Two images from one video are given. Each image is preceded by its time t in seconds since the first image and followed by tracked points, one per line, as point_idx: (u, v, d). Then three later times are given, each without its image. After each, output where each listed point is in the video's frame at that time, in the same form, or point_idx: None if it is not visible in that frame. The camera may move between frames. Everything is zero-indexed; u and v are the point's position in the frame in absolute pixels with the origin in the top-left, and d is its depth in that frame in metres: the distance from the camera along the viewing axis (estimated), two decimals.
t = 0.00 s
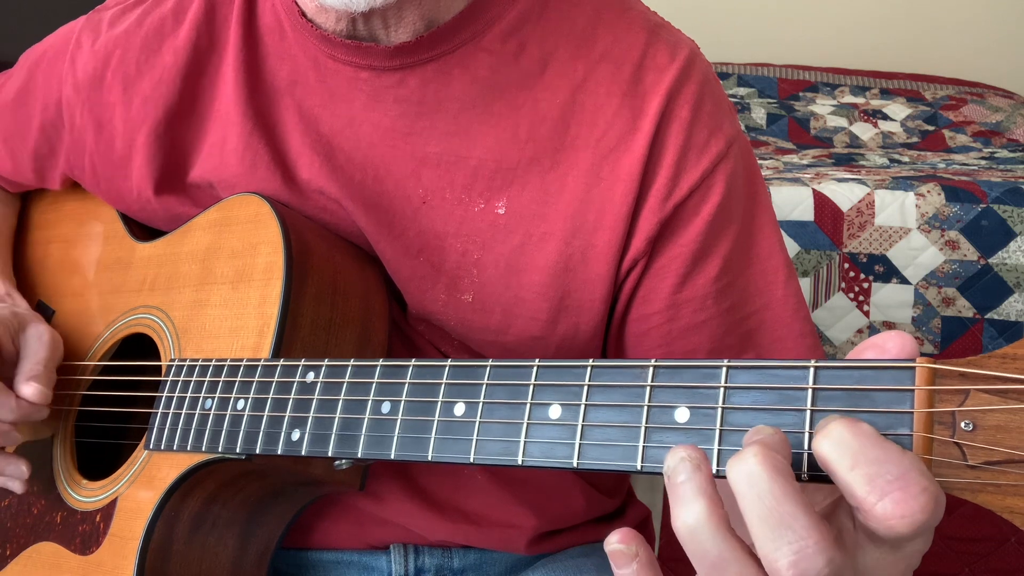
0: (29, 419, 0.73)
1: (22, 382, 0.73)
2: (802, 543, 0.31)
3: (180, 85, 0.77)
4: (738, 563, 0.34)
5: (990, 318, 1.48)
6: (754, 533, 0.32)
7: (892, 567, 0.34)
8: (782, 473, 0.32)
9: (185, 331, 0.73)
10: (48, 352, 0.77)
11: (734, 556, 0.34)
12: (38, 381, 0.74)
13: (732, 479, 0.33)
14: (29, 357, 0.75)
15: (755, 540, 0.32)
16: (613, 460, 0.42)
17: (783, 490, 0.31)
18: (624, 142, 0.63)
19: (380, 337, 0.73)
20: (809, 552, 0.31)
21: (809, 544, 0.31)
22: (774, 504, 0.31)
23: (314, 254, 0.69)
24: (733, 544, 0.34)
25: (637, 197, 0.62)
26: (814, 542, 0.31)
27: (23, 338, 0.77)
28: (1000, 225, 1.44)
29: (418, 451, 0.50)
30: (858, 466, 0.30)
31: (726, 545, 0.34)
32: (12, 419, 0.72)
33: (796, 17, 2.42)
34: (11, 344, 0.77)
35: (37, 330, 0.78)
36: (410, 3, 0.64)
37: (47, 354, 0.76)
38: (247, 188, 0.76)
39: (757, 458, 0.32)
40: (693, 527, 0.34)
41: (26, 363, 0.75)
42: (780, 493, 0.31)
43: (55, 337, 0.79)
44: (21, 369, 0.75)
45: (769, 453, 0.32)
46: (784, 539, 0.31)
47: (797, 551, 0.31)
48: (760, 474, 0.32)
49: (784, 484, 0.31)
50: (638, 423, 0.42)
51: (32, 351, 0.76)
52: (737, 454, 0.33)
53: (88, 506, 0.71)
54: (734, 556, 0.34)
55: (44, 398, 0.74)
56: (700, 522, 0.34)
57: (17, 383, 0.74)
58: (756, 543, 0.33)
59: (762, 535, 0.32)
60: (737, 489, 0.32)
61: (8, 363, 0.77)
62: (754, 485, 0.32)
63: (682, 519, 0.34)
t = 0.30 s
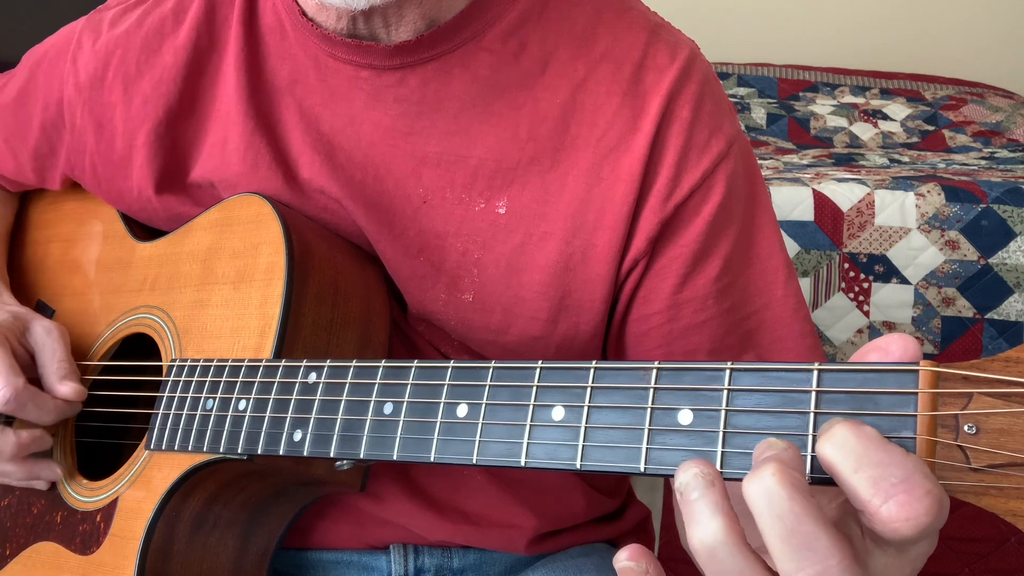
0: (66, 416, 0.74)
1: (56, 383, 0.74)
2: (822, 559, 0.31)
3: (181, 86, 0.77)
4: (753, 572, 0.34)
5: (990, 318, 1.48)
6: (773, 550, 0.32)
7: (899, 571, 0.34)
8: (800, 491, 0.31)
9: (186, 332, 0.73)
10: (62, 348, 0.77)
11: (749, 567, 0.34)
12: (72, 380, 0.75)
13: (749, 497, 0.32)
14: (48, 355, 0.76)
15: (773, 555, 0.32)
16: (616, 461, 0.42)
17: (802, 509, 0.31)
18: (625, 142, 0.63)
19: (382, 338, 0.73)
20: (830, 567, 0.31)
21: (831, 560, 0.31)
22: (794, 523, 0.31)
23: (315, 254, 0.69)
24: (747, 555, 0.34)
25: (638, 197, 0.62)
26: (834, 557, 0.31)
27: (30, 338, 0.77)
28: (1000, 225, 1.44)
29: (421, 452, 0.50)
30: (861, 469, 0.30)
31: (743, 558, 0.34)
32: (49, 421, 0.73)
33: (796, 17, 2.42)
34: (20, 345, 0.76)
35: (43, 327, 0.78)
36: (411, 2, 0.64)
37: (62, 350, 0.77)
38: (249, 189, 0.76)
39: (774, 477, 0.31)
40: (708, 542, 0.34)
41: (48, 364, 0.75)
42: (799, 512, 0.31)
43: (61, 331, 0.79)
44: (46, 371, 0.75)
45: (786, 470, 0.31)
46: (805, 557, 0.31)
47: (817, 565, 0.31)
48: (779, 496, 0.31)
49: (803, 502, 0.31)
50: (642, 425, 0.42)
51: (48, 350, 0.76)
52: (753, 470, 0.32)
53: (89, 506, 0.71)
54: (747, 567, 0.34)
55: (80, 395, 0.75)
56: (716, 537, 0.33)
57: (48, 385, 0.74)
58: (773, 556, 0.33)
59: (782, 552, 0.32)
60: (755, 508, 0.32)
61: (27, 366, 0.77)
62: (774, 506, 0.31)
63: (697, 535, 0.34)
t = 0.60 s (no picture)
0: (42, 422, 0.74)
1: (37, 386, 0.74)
2: (829, 567, 0.31)
3: (181, 85, 0.77)
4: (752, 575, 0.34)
5: (990, 318, 1.48)
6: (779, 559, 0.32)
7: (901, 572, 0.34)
8: (805, 498, 0.31)
9: (186, 332, 0.73)
10: (49, 352, 0.77)
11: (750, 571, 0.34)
12: (52, 384, 0.75)
13: (752, 503, 0.32)
14: (33, 359, 0.76)
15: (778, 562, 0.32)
16: (616, 461, 0.42)
17: (806, 517, 0.31)
18: (625, 141, 0.63)
19: (382, 337, 0.73)
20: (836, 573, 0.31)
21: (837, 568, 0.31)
22: (799, 531, 0.31)
23: (316, 254, 0.69)
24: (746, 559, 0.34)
25: (638, 197, 0.62)
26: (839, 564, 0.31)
27: (21, 338, 0.78)
28: (1000, 225, 1.44)
29: (421, 452, 0.50)
30: (863, 469, 0.30)
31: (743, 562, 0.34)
32: (27, 422, 0.72)
33: (796, 17, 2.42)
34: (8, 345, 0.77)
35: (33, 328, 0.78)
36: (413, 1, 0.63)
37: (50, 353, 0.77)
38: (248, 189, 0.76)
39: (779, 484, 0.31)
40: (708, 548, 0.34)
41: (32, 367, 0.75)
42: (803, 519, 0.31)
43: (53, 334, 0.79)
44: (29, 373, 0.75)
45: (790, 477, 0.31)
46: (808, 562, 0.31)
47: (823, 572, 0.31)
48: (783, 503, 0.31)
49: (807, 509, 0.31)
50: (642, 424, 0.42)
51: (35, 353, 0.76)
52: (757, 476, 0.32)
53: (89, 506, 0.71)
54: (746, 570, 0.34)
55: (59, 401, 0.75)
56: (716, 543, 0.33)
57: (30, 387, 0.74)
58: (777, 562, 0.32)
59: (788, 560, 0.32)
60: (759, 514, 0.31)
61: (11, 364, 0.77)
62: (778, 512, 0.31)
63: (698, 542, 0.34)
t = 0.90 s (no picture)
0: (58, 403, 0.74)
1: (43, 369, 0.73)
2: (823, 537, 0.30)
3: (181, 86, 0.77)
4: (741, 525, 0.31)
5: (990, 318, 1.48)
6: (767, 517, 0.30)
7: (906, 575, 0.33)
8: (799, 468, 0.30)
9: (186, 331, 0.73)
10: (53, 335, 0.76)
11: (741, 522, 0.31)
12: (59, 365, 0.74)
13: (749, 476, 0.31)
14: (37, 344, 0.75)
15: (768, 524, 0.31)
16: (615, 462, 0.42)
17: (799, 480, 0.30)
18: (625, 142, 0.62)
19: (381, 337, 0.73)
20: (826, 543, 0.29)
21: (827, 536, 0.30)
22: (791, 492, 0.30)
23: (315, 254, 0.69)
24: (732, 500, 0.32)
25: (638, 197, 0.62)
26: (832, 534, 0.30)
27: (21, 325, 0.77)
28: (1000, 225, 1.44)
29: (421, 452, 0.50)
30: (863, 471, 0.30)
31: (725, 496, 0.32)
32: (40, 408, 0.72)
33: (796, 17, 2.41)
34: (12, 336, 0.76)
35: (33, 316, 0.77)
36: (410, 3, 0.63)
37: (53, 336, 0.76)
38: (248, 189, 0.76)
39: (773, 452, 0.30)
40: (688, 474, 0.32)
41: (37, 352, 0.74)
42: (797, 484, 0.30)
43: (53, 318, 0.78)
44: (34, 358, 0.75)
45: (785, 446, 0.31)
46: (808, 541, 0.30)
47: (814, 544, 0.30)
48: (777, 469, 0.30)
49: (802, 479, 0.30)
50: (640, 424, 0.42)
51: (37, 338, 0.75)
52: (750, 449, 0.31)
53: (88, 506, 0.71)
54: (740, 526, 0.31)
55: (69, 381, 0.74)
56: (696, 468, 0.32)
57: (37, 371, 0.74)
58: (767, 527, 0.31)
59: (778, 522, 0.30)
60: (754, 484, 0.31)
61: (18, 354, 0.77)
62: (773, 478, 0.30)
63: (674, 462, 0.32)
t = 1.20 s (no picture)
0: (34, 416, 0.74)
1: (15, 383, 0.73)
2: (833, 559, 0.31)
3: (181, 86, 0.77)
4: (749, 563, 0.34)
5: (990, 318, 1.48)
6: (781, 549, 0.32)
7: None
8: (811, 491, 0.31)
9: (186, 332, 0.73)
10: (25, 348, 0.76)
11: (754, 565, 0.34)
12: (28, 381, 0.74)
13: (758, 495, 0.32)
14: (10, 359, 0.75)
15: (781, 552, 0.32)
16: (618, 464, 0.42)
17: (811, 506, 0.31)
18: (626, 142, 0.63)
19: (382, 337, 0.73)
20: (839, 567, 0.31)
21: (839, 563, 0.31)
22: (804, 519, 0.31)
23: (317, 254, 0.69)
24: (744, 542, 0.34)
25: (639, 197, 0.62)
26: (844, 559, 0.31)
27: None
28: (1000, 225, 1.44)
29: (422, 453, 0.50)
30: (870, 470, 0.30)
31: (740, 544, 0.34)
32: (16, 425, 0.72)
33: (796, 17, 2.41)
34: None
35: (9, 326, 0.77)
36: (412, 5, 0.64)
37: (23, 349, 0.76)
38: (249, 189, 0.76)
39: (785, 475, 0.31)
40: (705, 526, 0.34)
41: (10, 368, 0.75)
42: (809, 508, 0.31)
43: (29, 327, 0.78)
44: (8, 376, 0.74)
45: (795, 468, 0.32)
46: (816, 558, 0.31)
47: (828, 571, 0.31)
48: (790, 493, 0.31)
49: (813, 501, 0.31)
50: (644, 426, 0.42)
51: (11, 351, 0.76)
52: (763, 468, 0.32)
53: (88, 507, 0.71)
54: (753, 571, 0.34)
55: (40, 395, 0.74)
56: (712, 518, 0.33)
57: (9, 390, 0.74)
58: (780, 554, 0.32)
59: (791, 548, 0.32)
60: (765, 507, 0.32)
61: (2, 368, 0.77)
62: (784, 504, 0.31)
63: (693, 516, 0.34)
